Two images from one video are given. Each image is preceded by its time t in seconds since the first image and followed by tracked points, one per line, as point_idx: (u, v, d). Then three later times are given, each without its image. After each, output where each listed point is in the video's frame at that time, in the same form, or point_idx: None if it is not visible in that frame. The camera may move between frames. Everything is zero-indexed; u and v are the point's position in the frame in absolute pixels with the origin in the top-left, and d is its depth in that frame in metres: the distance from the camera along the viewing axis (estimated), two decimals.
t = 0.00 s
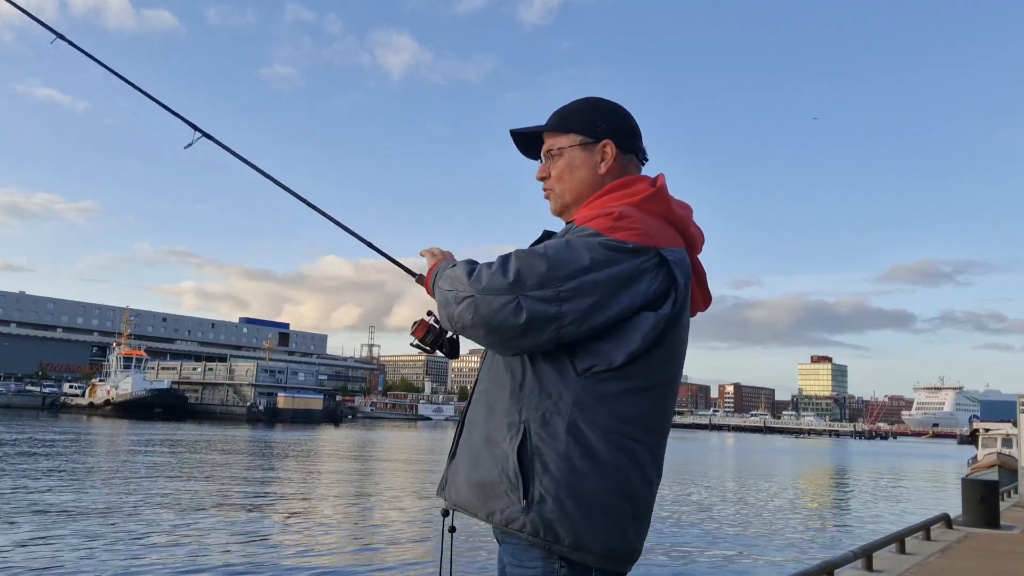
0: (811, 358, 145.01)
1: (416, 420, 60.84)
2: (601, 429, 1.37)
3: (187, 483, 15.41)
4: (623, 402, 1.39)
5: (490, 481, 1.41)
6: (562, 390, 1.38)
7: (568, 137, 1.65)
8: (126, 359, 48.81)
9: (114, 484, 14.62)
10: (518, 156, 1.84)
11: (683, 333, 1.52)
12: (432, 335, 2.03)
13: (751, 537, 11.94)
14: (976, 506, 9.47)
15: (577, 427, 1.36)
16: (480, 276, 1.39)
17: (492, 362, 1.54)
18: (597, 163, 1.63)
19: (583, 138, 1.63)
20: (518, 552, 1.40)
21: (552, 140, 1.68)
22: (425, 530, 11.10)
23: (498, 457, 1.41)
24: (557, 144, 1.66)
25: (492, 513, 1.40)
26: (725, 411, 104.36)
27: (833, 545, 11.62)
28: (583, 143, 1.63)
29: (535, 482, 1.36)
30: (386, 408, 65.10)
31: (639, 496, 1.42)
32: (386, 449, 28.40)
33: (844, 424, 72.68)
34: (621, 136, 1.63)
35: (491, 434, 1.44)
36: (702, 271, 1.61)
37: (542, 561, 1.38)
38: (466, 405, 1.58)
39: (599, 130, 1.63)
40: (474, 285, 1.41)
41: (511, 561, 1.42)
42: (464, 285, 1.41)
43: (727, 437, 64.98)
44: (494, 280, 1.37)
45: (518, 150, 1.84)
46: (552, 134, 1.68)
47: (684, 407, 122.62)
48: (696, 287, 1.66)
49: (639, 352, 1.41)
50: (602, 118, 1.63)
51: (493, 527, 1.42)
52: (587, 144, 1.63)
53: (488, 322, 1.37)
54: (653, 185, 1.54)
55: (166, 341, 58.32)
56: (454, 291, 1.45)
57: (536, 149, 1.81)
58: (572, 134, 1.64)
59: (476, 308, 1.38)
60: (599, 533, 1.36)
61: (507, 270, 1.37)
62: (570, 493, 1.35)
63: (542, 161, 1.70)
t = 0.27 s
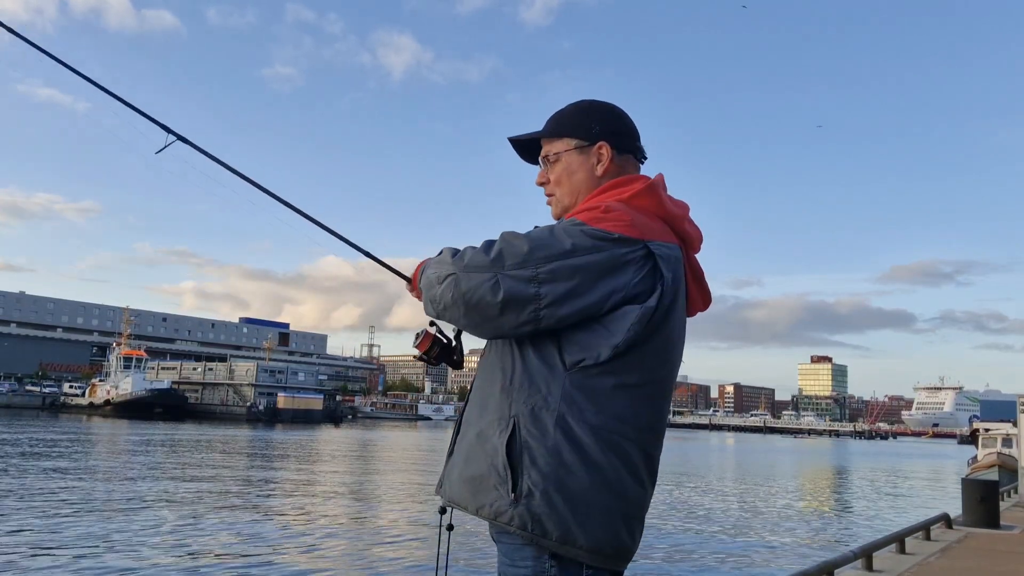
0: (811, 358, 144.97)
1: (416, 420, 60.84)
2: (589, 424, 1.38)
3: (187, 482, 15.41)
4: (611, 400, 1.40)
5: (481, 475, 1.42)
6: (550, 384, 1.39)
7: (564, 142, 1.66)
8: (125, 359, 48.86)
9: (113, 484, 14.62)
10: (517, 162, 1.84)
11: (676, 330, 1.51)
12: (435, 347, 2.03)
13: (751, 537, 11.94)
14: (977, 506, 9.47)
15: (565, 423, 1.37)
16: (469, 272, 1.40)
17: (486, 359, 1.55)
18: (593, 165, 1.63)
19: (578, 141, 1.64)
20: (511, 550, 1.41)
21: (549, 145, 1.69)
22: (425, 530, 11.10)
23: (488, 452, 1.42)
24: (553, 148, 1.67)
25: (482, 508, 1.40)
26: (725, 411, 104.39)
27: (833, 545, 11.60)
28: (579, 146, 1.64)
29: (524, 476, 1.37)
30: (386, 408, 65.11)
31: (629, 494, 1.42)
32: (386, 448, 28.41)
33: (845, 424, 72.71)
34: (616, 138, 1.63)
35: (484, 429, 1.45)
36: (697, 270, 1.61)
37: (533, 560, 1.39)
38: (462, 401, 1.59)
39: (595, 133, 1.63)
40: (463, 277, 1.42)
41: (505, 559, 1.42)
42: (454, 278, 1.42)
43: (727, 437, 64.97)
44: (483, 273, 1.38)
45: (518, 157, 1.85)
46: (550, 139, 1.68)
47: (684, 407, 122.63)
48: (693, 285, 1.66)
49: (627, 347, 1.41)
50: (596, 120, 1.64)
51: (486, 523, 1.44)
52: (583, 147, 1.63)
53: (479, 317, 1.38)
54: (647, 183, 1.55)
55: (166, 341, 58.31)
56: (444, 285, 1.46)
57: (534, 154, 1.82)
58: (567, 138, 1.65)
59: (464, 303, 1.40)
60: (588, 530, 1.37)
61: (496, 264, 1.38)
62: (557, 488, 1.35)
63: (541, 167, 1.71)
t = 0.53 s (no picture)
0: (811, 358, 144.94)
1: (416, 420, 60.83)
2: (586, 423, 1.38)
3: (186, 482, 15.40)
4: (608, 399, 1.40)
5: (478, 475, 1.42)
6: (546, 385, 1.40)
7: (564, 143, 1.65)
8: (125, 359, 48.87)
9: (113, 484, 14.62)
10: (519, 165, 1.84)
11: (674, 329, 1.52)
12: (434, 364, 2.05)
13: (751, 537, 11.94)
14: (976, 506, 9.47)
15: (562, 421, 1.37)
16: (465, 273, 1.40)
17: (484, 359, 1.54)
18: (593, 166, 1.62)
19: (576, 145, 1.64)
20: (509, 552, 1.40)
21: (549, 147, 1.68)
22: (425, 529, 11.10)
23: (486, 453, 1.42)
24: (554, 150, 1.66)
25: (478, 508, 1.40)
26: (725, 411, 104.46)
27: (833, 545, 11.61)
28: (579, 148, 1.63)
29: (521, 477, 1.37)
30: (386, 408, 65.13)
31: (627, 495, 1.42)
32: (386, 449, 28.41)
33: (844, 424, 72.73)
34: (615, 138, 1.63)
35: (481, 429, 1.45)
36: (697, 270, 1.61)
37: (530, 562, 1.38)
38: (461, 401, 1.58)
39: (595, 134, 1.63)
40: (459, 273, 1.42)
41: (503, 561, 1.41)
42: (450, 277, 1.42)
43: (727, 437, 64.97)
44: (479, 274, 1.38)
45: (520, 159, 1.83)
46: (550, 141, 1.68)
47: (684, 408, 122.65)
48: (692, 284, 1.66)
49: (623, 345, 1.41)
50: (594, 120, 1.63)
51: (483, 524, 1.43)
52: (582, 148, 1.63)
53: (476, 318, 1.38)
54: (645, 183, 1.54)
55: (166, 341, 58.30)
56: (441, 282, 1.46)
57: (535, 158, 1.82)
58: (567, 140, 1.65)
59: (461, 303, 1.39)
60: (585, 529, 1.37)
61: (491, 265, 1.38)
62: (555, 487, 1.35)
63: (541, 168, 1.70)
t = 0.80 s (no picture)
0: (811, 357, 145.08)
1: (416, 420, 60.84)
2: (583, 425, 1.38)
3: (186, 482, 15.39)
4: (604, 399, 1.40)
5: (477, 479, 1.42)
6: (543, 387, 1.40)
7: (558, 143, 1.65)
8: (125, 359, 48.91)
9: (113, 484, 14.62)
10: (511, 168, 1.84)
11: (670, 327, 1.52)
12: (442, 370, 2.02)
13: (752, 538, 11.93)
14: (976, 506, 9.47)
15: (558, 424, 1.37)
16: (457, 277, 1.39)
17: (481, 362, 1.54)
18: (588, 163, 1.62)
19: (570, 142, 1.64)
20: (508, 553, 1.40)
21: (540, 146, 1.69)
22: (425, 530, 11.10)
23: (485, 455, 1.42)
24: (548, 149, 1.67)
25: (479, 512, 1.40)
26: (725, 411, 104.46)
27: (833, 545, 11.61)
28: (572, 146, 1.63)
29: (520, 479, 1.37)
30: (386, 408, 65.15)
31: (626, 493, 1.42)
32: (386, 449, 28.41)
33: (844, 424, 72.75)
34: (606, 136, 1.63)
35: (479, 434, 1.45)
36: (693, 265, 1.61)
37: (532, 564, 1.38)
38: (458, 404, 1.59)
39: (588, 131, 1.63)
40: (452, 275, 1.42)
41: (504, 564, 1.42)
42: (441, 281, 1.42)
43: (727, 437, 65.00)
44: (471, 278, 1.38)
45: (513, 163, 1.84)
46: (541, 142, 1.68)
47: (684, 407, 122.61)
48: (688, 280, 1.66)
49: (620, 344, 1.41)
50: (586, 120, 1.64)
51: (483, 528, 1.43)
52: (576, 147, 1.63)
53: (470, 324, 1.39)
54: (635, 179, 1.54)
55: (166, 341, 58.30)
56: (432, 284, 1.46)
57: (528, 161, 1.82)
58: (559, 139, 1.65)
59: (453, 308, 1.39)
60: (585, 530, 1.37)
61: (484, 267, 1.37)
62: (553, 489, 1.35)
63: (536, 168, 1.70)
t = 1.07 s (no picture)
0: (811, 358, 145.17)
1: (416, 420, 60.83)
2: (587, 426, 1.35)
3: (186, 483, 15.36)
4: (606, 402, 1.38)
5: (484, 489, 1.40)
6: (544, 393, 1.38)
7: (543, 145, 1.64)
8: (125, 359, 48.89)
9: (113, 484, 14.61)
10: (501, 179, 1.83)
11: (670, 323, 1.50)
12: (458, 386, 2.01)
13: (752, 538, 11.92)
14: (975, 505, 9.47)
15: (562, 429, 1.35)
16: (450, 295, 1.37)
17: (480, 375, 1.53)
18: (573, 163, 1.60)
19: (555, 144, 1.62)
20: (517, 561, 1.38)
21: (523, 156, 1.69)
22: (426, 530, 11.09)
23: (490, 465, 1.40)
24: (532, 152, 1.65)
25: (488, 522, 1.39)
26: (725, 411, 104.52)
27: (834, 546, 11.60)
28: (557, 146, 1.61)
29: (526, 489, 1.35)
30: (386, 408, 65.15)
31: (632, 493, 1.40)
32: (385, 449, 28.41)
33: (844, 424, 72.79)
34: (589, 133, 1.61)
35: (483, 444, 1.43)
36: (687, 259, 1.59)
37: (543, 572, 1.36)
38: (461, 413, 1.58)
39: (570, 131, 1.62)
40: (441, 285, 1.42)
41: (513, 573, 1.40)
42: (432, 293, 1.42)
43: (727, 437, 65.05)
44: (464, 294, 1.36)
45: (499, 173, 1.82)
46: (525, 148, 1.67)
47: (684, 408, 122.66)
48: (686, 272, 1.64)
49: (619, 346, 1.39)
50: (569, 122, 1.61)
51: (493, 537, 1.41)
52: (560, 148, 1.61)
53: (466, 339, 1.38)
54: (617, 176, 1.52)
55: (166, 341, 58.30)
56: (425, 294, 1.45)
57: (514, 172, 1.81)
58: (544, 140, 1.63)
59: (447, 320, 1.38)
60: (593, 535, 1.35)
61: (478, 283, 1.35)
62: (560, 496, 1.33)
63: (522, 173, 1.68)
